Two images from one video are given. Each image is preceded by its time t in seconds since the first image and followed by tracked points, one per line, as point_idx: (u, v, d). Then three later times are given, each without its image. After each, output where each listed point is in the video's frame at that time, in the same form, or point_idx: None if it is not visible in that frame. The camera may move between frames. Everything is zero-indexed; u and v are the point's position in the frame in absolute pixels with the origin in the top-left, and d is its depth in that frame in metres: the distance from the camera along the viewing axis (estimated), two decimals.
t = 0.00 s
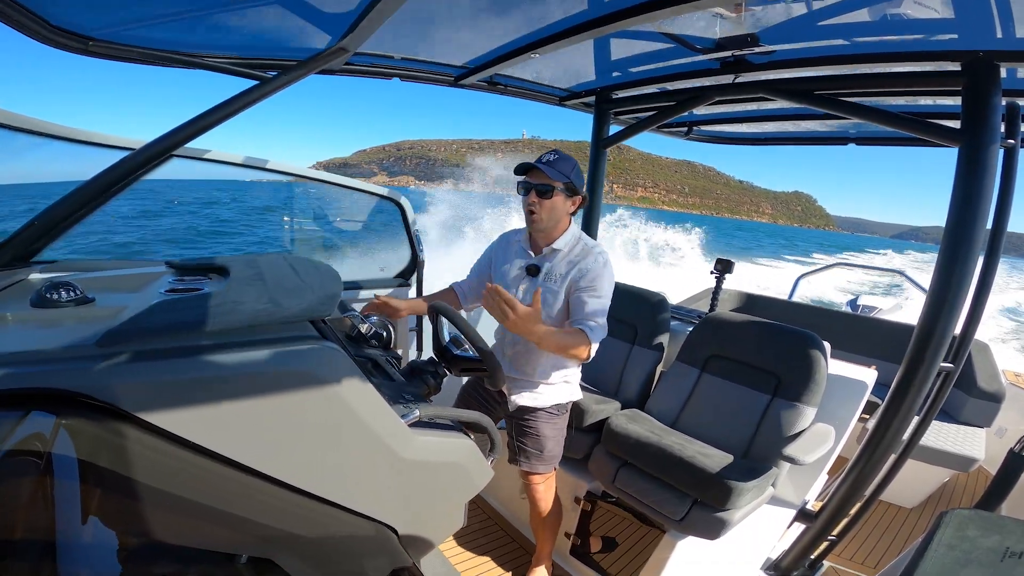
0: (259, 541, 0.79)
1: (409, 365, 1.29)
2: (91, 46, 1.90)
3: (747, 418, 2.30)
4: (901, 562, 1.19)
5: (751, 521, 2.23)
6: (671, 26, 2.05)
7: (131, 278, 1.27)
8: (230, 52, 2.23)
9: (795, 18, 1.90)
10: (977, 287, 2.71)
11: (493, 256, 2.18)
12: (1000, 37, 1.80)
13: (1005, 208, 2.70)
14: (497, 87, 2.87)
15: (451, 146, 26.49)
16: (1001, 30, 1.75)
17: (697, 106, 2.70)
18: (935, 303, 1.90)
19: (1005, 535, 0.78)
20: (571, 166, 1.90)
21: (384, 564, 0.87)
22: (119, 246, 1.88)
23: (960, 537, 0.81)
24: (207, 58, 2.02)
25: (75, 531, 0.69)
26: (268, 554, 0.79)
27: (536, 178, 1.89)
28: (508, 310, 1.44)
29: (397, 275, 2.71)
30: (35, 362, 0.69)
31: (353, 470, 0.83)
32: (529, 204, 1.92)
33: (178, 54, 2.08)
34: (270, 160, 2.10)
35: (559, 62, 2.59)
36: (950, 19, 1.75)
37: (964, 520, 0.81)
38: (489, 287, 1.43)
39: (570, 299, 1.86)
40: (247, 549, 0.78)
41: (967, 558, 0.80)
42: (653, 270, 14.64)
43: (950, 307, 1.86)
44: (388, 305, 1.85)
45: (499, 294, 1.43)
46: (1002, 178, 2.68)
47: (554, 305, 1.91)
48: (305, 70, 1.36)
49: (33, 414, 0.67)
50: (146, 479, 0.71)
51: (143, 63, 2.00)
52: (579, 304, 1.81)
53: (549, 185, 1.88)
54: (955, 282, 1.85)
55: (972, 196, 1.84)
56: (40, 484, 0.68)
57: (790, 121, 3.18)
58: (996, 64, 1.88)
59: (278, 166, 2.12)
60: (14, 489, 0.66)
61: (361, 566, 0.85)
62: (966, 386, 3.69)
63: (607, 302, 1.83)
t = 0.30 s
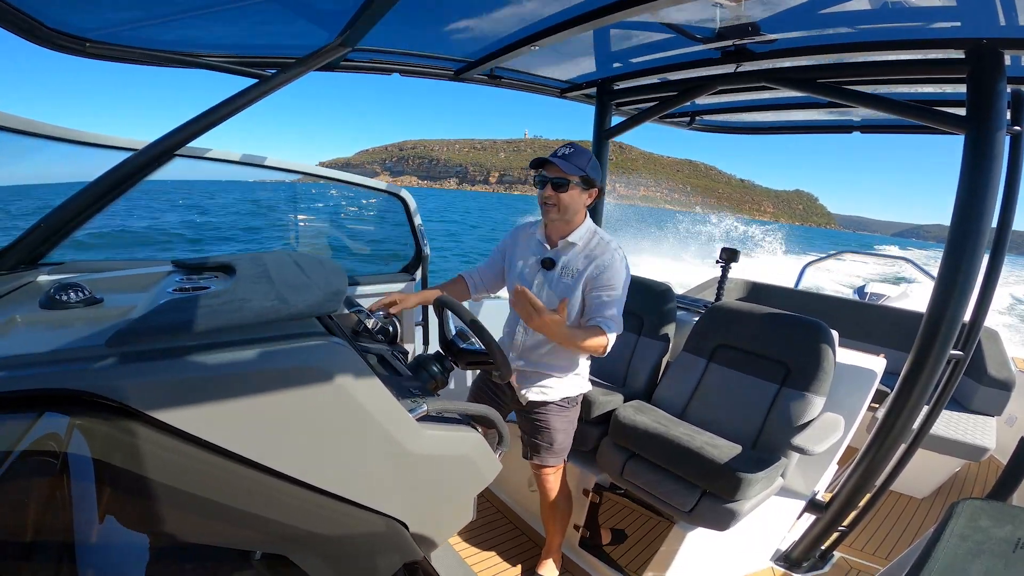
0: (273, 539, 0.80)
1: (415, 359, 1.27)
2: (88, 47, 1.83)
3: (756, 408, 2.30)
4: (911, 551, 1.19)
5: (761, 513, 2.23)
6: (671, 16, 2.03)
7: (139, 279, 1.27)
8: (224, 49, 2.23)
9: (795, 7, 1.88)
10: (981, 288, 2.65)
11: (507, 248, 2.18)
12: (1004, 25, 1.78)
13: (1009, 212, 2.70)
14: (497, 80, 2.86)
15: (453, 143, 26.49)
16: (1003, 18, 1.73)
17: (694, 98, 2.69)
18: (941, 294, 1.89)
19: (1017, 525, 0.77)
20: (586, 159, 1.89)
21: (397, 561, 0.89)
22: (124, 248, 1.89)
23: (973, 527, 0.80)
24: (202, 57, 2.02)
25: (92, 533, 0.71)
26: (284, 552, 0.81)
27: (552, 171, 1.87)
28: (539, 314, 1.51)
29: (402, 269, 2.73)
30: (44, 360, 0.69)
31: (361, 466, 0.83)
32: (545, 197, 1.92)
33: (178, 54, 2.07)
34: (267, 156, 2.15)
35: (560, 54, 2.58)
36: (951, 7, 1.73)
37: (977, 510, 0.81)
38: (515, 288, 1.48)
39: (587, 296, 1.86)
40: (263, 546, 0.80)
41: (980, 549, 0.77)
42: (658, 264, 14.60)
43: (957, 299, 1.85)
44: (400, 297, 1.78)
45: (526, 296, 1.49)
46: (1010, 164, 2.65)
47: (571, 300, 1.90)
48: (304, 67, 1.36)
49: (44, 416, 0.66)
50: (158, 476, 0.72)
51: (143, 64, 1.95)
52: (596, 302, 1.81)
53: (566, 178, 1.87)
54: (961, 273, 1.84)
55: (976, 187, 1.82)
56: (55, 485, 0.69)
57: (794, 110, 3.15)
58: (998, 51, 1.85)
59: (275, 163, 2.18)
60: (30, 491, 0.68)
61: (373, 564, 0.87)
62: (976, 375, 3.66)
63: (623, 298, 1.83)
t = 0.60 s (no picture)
0: (265, 535, 0.80)
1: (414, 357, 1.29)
2: (98, 40, 1.85)
3: (752, 415, 2.30)
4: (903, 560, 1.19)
5: (753, 518, 2.23)
6: (679, 20, 2.03)
7: (140, 270, 1.27)
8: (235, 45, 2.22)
9: (804, 13, 1.88)
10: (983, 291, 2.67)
11: (508, 251, 2.18)
12: (1013, 35, 1.77)
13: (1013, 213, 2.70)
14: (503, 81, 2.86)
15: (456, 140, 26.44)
16: (1013, 29, 1.73)
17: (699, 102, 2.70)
18: (943, 299, 1.89)
19: (1008, 535, 0.78)
20: (587, 161, 1.89)
21: (388, 564, 0.88)
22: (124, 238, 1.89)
23: (962, 536, 0.80)
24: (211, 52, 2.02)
25: (82, 528, 0.71)
26: (276, 548, 0.81)
27: (552, 175, 1.88)
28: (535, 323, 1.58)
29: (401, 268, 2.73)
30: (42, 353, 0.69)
31: (355, 463, 0.83)
32: (545, 201, 1.92)
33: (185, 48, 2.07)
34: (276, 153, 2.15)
35: (566, 56, 2.58)
36: (962, 16, 1.72)
37: (967, 519, 0.81)
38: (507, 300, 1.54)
39: (590, 301, 1.86)
40: (253, 540, 0.80)
41: (969, 557, 0.78)
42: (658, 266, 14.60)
43: (959, 301, 1.84)
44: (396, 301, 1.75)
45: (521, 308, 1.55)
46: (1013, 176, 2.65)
47: (573, 304, 1.89)
48: (310, 63, 1.36)
49: (40, 408, 0.67)
50: (181, 481, 0.73)
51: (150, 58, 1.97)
52: (600, 308, 1.82)
53: (566, 182, 1.86)
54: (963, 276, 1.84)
55: (983, 187, 1.81)
56: (47, 481, 0.69)
57: (799, 116, 3.15)
58: (1010, 60, 1.85)
59: (283, 159, 2.17)
60: (21, 487, 0.67)
61: (367, 568, 0.86)
62: (972, 385, 3.67)
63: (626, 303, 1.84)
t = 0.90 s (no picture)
0: (247, 537, 0.78)
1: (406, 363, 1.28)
2: (109, 37, 1.89)
3: (742, 429, 2.31)
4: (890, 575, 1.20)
5: (741, 532, 2.24)
6: (683, 34, 2.04)
7: (135, 268, 1.27)
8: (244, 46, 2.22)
9: (809, 30, 1.90)
10: (983, 290, 2.74)
11: (495, 261, 2.18)
12: (1015, 53, 1.78)
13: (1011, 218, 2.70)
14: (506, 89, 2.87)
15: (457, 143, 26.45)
16: (1017, 48, 1.74)
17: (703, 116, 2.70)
18: (938, 309, 1.90)
19: (991, 551, 0.79)
20: (574, 172, 1.87)
21: (373, 569, 0.86)
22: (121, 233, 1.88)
23: (945, 552, 0.81)
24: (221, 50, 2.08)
25: (59, 528, 0.68)
26: (258, 550, 0.78)
27: (536, 186, 1.86)
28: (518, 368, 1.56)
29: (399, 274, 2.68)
30: (41, 354, 0.69)
31: (344, 467, 0.83)
32: (530, 212, 1.91)
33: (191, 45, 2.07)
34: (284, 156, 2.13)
35: (571, 67, 2.59)
36: (966, 33, 1.74)
37: (951, 535, 0.83)
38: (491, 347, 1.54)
39: (577, 324, 1.89)
40: (234, 543, 0.77)
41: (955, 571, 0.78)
42: (654, 274, 14.66)
43: (956, 311, 1.85)
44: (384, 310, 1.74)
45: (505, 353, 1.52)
46: (1008, 198, 2.68)
47: (560, 326, 1.92)
48: (315, 67, 1.37)
49: (25, 403, 0.68)
50: (186, 489, 0.73)
51: (158, 56, 2.03)
52: (587, 332, 1.84)
53: (550, 195, 1.85)
54: (963, 278, 1.85)
55: (982, 198, 1.83)
56: (26, 478, 0.67)
57: (798, 132, 3.17)
58: (1011, 78, 1.87)
59: (292, 163, 2.15)
60: None
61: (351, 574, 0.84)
62: (961, 404, 3.70)
63: (613, 323, 1.86)
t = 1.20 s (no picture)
0: (253, 535, 0.79)
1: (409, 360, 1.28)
2: (102, 39, 1.87)
3: (747, 421, 2.30)
4: (896, 565, 1.19)
5: (747, 524, 2.24)
6: (680, 27, 2.04)
7: (135, 269, 1.27)
8: (240, 45, 2.22)
9: (805, 21, 1.89)
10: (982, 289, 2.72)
11: (498, 254, 2.18)
12: (1012, 43, 1.78)
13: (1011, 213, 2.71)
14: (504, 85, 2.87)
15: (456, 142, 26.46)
16: (1013, 38, 1.74)
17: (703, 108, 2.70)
18: (938, 307, 1.89)
19: (999, 541, 0.79)
20: (577, 164, 1.90)
21: (380, 566, 0.86)
22: (122, 237, 1.88)
23: (953, 542, 0.81)
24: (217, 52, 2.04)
25: (69, 528, 0.72)
26: (264, 548, 0.80)
27: (541, 176, 1.89)
28: (525, 342, 1.50)
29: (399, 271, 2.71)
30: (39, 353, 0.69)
31: (346, 464, 0.83)
32: (534, 202, 1.93)
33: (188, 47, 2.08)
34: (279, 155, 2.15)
35: (568, 61, 2.59)
36: (963, 24, 1.73)
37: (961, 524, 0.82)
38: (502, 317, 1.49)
39: (581, 310, 1.87)
40: (243, 543, 0.79)
41: (961, 563, 0.82)
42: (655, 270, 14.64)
43: (954, 310, 1.85)
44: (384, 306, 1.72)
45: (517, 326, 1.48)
46: (1009, 186, 2.67)
47: (563, 313, 1.91)
48: (312, 65, 1.37)
49: (31, 407, 0.67)
50: (182, 485, 0.74)
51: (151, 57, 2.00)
52: (592, 319, 1.83)
53: (552, 184, 1.87)
54: (961, 276, 1.85)
55: (982, 192, 1.83)
56: (36, 478, 0.69)
57: (797, 124, 3.16)
58: (1010, 68, 1.86)
59: (288, 160, 2.17)
60: (12, 484, 0.69)
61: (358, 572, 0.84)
62: (966, 393, 3.69)
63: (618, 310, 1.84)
